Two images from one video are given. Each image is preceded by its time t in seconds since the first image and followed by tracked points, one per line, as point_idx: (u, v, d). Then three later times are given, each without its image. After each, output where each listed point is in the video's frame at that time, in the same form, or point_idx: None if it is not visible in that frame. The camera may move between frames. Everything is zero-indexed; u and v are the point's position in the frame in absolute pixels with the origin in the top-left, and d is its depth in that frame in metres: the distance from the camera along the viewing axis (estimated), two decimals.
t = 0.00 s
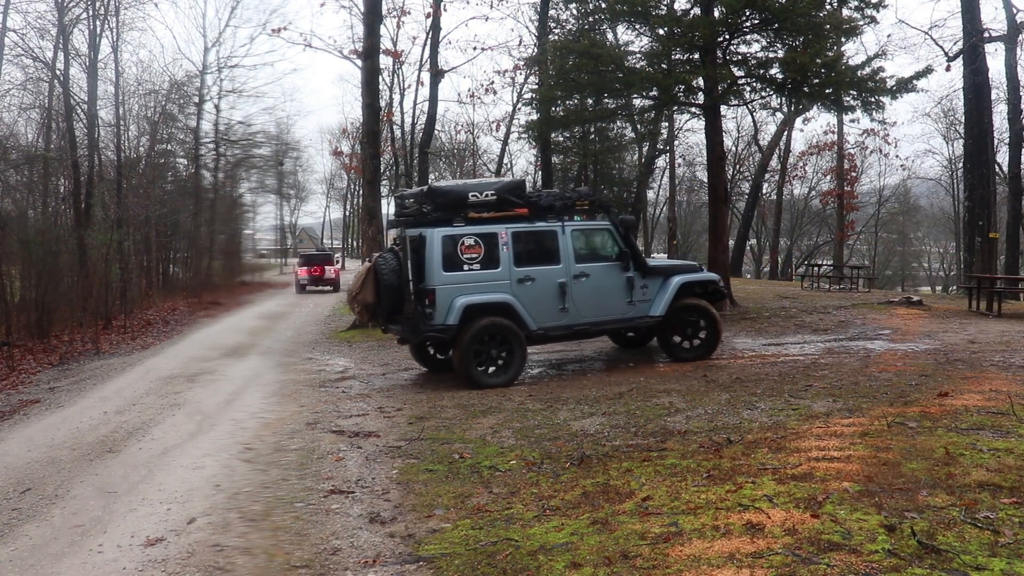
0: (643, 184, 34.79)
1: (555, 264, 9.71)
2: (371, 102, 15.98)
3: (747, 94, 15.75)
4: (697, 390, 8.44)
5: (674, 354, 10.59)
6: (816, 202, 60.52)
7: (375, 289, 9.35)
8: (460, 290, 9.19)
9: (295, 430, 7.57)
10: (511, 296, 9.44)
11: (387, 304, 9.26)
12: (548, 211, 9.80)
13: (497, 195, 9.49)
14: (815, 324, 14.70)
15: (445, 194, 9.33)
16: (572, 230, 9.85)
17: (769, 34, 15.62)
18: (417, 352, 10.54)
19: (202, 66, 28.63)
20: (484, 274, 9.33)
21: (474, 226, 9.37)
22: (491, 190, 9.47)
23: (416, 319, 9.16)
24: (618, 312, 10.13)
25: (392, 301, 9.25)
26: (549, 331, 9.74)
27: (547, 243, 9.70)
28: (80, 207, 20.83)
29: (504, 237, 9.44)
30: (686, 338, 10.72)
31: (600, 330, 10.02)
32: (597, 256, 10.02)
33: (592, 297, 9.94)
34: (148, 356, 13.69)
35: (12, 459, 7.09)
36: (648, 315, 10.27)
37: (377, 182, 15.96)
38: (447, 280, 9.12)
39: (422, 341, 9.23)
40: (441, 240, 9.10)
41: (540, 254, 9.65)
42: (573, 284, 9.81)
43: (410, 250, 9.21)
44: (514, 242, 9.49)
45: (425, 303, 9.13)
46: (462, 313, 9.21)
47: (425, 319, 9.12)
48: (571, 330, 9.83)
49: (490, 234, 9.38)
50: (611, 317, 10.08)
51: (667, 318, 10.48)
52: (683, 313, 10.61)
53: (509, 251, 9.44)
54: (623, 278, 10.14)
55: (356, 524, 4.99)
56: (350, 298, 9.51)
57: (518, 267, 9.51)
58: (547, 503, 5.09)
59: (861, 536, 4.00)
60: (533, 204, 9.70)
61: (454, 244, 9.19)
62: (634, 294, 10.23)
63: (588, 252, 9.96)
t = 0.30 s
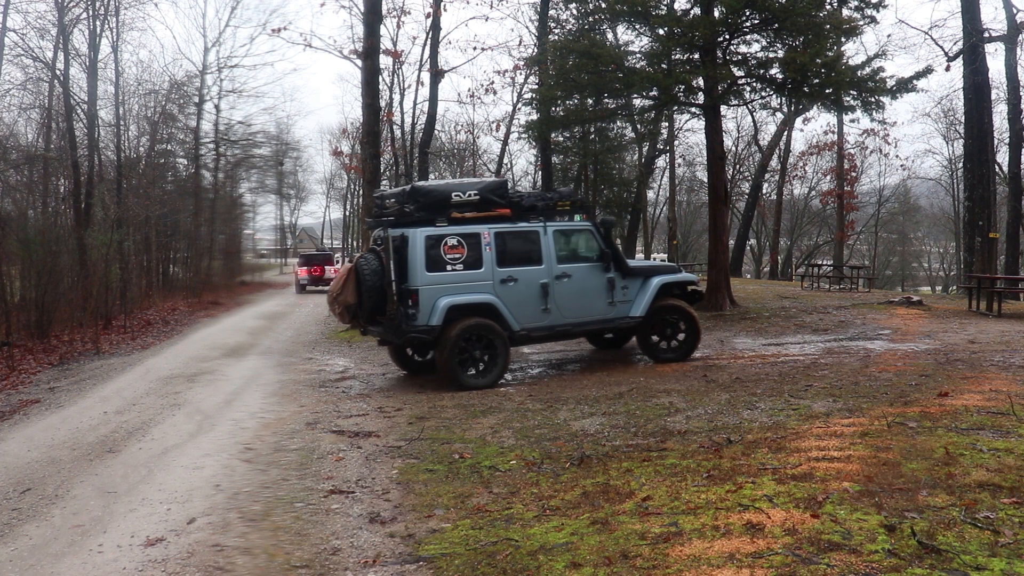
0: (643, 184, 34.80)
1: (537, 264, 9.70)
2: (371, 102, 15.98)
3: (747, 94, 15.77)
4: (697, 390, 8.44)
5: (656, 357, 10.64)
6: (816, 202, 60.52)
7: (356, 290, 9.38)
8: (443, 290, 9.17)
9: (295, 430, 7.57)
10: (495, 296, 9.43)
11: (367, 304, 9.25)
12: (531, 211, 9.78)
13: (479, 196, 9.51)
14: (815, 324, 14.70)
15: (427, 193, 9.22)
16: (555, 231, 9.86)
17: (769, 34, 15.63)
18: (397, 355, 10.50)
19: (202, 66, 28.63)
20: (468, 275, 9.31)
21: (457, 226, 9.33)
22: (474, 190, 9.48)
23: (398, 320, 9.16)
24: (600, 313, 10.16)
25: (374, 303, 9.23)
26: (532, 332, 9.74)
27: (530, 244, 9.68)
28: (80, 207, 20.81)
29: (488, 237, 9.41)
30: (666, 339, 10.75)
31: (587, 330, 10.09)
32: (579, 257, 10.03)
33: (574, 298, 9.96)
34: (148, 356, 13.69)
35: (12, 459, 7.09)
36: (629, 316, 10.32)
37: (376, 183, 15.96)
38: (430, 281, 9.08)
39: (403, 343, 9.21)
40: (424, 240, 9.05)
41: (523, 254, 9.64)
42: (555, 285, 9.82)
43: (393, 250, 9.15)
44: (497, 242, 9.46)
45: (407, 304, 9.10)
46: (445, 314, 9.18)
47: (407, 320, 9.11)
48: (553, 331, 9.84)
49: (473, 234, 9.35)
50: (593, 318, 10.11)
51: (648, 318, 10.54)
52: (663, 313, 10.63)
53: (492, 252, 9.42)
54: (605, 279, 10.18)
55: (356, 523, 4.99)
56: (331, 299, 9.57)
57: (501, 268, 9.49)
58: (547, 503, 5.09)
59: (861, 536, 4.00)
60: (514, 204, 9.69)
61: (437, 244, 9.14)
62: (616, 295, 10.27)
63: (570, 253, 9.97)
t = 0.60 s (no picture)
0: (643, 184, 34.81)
1: (517, 265, 9.69)
2: (371, 102, 15.98)
3: (747, 94, 15.79)
4: (697, 390, 8.44)
5: (639, 358, 10.73)
6: (816, 202, 60.53)
7: (336, 291, 9.17)
8: (425, 292, 9.08)
9: (295, 430, 7.57)
10: (476, 298, 9.37)
11: (347, 306, 9.06)
12: (511, 212, 9.76)
13: (461, 196, 9.42)
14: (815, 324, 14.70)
15: (408, 193, 9.12)
16: (535, 232, 9.86)
17: (769, 34, 15.64)
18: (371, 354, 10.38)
19: (202, 66, 28.64)
20: (449, 276, 9.23)
21: (438, 227, 9.25)
22: (456, 190, 9.39)
23: (380, 322, 9.02)
24: (580, 314, 10.19)
25: (355, 305, 9.05)
26: (513, 333, 9.71)
27: (510, 244, 9.68)
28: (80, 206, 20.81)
29: (469, 238, 9.37)
30: (645, 339, 10.83)
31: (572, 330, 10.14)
32: (558, 258, 10.05)
33: (553, 299, 9.97)
34: (148, 357, 13.69)
35: (12, 459, 7.09)
36: (607, 317, 10.38)
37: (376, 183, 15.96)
38: (412, 282, 8.99)
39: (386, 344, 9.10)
40: (405, 241, 8.95)
41: (503, 255, 9.62)
42: (535, 286, 9.82)
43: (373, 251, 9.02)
44: (478, 243, 9.42)
45: (389, 306, 8.98)
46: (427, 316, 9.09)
47: (389, 322, 8.99)
48: (534, 332, 9.83)
49: (454, 235, 9.29)
50: (572, 319, 10.14)
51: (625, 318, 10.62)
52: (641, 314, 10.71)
53: (473, 252, 9.37)
54: (583, 280, 10.22)
55: (357, 523, 4.99)
56: (311, 301, 9.35)
57: (482, 269, 9.45)
58: (547, 503, 5.09)
59: (861, 536, 4.00)
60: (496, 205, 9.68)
61: (418, 245, 9.06)
62: (594, 296, 10.31)
63: (549, 254, 9.98)
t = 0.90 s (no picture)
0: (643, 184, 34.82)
1: (497, 266, 9.69)
2: (371, 102, 15.98)
3: (747, 94, 15.80)
4: (697, 390, 8.44)
5: (620, 360, 10.84)
6: (816, 202, 60.54)
7: (315, 293, 8.98)
8: (405, 294, 8.98)
9: (295, 430, 7.57)
10: (457, 299, 9.31)
11: (326, 308, 8.88)
12: (490, 213, 9.75)
13: (441, 196, 9.36)
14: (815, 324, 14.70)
15: (390, 193, 8.99)
16: (514, 233, 9.87)
17: (769, 34, 15.65)
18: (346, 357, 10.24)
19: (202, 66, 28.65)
20: (430, 277, 9.15)
21: (419, 227, 9.16)
22: (436, 190, 9.33)
23: (360, 324, 8.84)
24: (559, 315, 10.22)
25: (334, 307, 8.87)
26: (493, 335, 9.69)
27: (490, 245, 9.67)
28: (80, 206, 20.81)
29: (449, 239, 9.31)
30: (622, 341, 10.94)
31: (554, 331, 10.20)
32: (537, 259, 10.08)
33: (533, 300, 9.99)
34: (148, 356, 13.69)
35: (12, 459, 7.09)
36: (586, 318, 10.44)
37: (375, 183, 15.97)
38: (393, 283, 8.88)
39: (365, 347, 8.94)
40: (386, 242, 8.83)
41: (483, 256, 9.61)
42: (515, 287, 9.82)
43: (353, 252, 8.83)
44: (458, 244, 9.37)
45: (369, 307, 8.83)
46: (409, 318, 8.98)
47: (369, 325, 8.84)
48: (514, 334, 9.83)
49: (434, 236, 9.22)
50: (551, 320, 10.16)
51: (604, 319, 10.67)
52: (619, 315, 10.81)
53: (453, 254, 9.32)
54: (562, 281, 10.26)
55: (357, 524, 4.99)
56: (288, 302, 9.17)
57: (462, 270, 9.40)
58: (547, 503, 5.09)
59: (861, 536, 4.00)
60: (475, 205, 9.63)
61: (399, 246, 8.95)
62: (573, 297, 10.36)
63: (528, 255, 10.00)
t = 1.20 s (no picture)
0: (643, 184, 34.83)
1: (477, 267, 9.66)
2: (371, 102, 15.97)
3: (747, 94, 15.79)
4: (696, 390, 8.45)
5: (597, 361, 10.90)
6: (816, 202, 60.56)
7: (294, 294, 8.85)
8: (387, 294, 8.90)
9: (295, 430, 7.57)
10: (438, 300, 9.26)
11: (306, 308, 8.77)
12: (470, 213, 9.74)
13: (422, 196, 9.35)
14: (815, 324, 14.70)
15: (371, 193, 8.99)
16: (493, 233, 9.87)
17: (769, 34, 15.66)
18: (320, 359, 10.09)
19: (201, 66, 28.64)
20: (411, 278, 9.09)
21: (400, 227, 9.11)
22: (417, 190, 9.31)
23: (340, 325, 8.72)
24: (537, 316, 10.22)
25: (314, 308, 8.77)
26: (474, 337, 9.64)
27: (470, 245, 9.64)
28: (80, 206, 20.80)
29: (430, 239, 9.27)
30: (599, 342, 11.01)
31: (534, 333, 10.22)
32: (516, 260, 10.08)
33: (512, 301, 9.98)
34: (148, 356, 13.70)
35: (12, 459, 7.08)
36: (564, 319, 10.47)
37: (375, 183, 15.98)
38: (374, 284, 8.80)
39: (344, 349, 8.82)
40: (367, 242, 8.76)
41: (463, 257, 9.57)
42: (494, 288, 9.80)
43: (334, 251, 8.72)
44: (439, 244, 9.34)
45: (350, 308, 8.73)
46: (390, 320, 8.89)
47: (349, 325, 8.72)
48: (494, 335, 9.79)
49: (415, 235, 9.17)
50: (530, 321, 10.16)
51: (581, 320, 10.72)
52: (598, 317, 10.89)
53: (434, 254, 9.27)
54: (541, 282, 10.28)
55: (357, 524, 4.99)
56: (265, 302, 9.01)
57: (443, 271, 9.36)
58: (547, 503, 5.09)
59: (861, 536, 4.00)
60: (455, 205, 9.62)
61: (380, 246, 8.88)
62: (551, 299, 10.38)
63: (507, 256, 10.00)
